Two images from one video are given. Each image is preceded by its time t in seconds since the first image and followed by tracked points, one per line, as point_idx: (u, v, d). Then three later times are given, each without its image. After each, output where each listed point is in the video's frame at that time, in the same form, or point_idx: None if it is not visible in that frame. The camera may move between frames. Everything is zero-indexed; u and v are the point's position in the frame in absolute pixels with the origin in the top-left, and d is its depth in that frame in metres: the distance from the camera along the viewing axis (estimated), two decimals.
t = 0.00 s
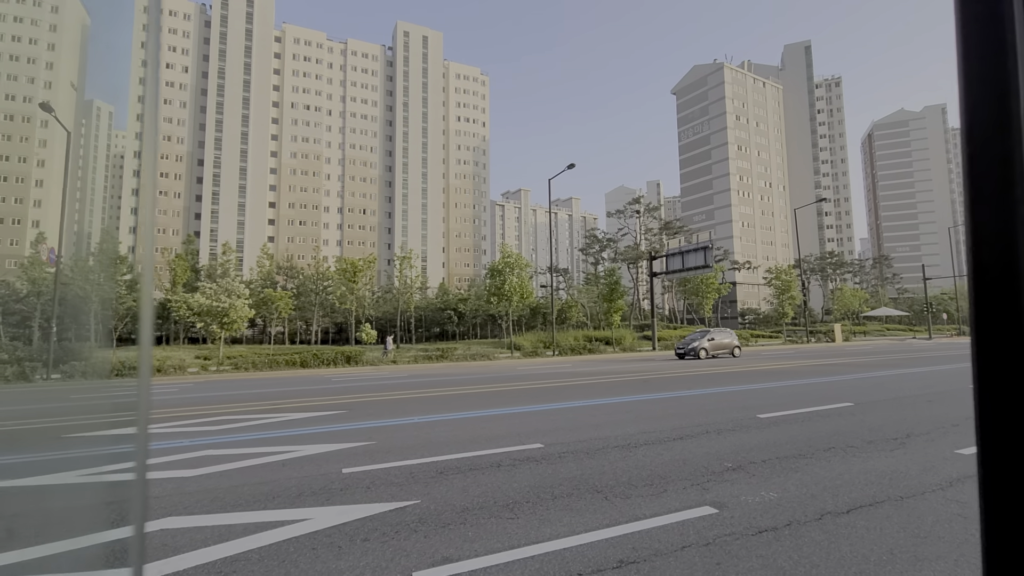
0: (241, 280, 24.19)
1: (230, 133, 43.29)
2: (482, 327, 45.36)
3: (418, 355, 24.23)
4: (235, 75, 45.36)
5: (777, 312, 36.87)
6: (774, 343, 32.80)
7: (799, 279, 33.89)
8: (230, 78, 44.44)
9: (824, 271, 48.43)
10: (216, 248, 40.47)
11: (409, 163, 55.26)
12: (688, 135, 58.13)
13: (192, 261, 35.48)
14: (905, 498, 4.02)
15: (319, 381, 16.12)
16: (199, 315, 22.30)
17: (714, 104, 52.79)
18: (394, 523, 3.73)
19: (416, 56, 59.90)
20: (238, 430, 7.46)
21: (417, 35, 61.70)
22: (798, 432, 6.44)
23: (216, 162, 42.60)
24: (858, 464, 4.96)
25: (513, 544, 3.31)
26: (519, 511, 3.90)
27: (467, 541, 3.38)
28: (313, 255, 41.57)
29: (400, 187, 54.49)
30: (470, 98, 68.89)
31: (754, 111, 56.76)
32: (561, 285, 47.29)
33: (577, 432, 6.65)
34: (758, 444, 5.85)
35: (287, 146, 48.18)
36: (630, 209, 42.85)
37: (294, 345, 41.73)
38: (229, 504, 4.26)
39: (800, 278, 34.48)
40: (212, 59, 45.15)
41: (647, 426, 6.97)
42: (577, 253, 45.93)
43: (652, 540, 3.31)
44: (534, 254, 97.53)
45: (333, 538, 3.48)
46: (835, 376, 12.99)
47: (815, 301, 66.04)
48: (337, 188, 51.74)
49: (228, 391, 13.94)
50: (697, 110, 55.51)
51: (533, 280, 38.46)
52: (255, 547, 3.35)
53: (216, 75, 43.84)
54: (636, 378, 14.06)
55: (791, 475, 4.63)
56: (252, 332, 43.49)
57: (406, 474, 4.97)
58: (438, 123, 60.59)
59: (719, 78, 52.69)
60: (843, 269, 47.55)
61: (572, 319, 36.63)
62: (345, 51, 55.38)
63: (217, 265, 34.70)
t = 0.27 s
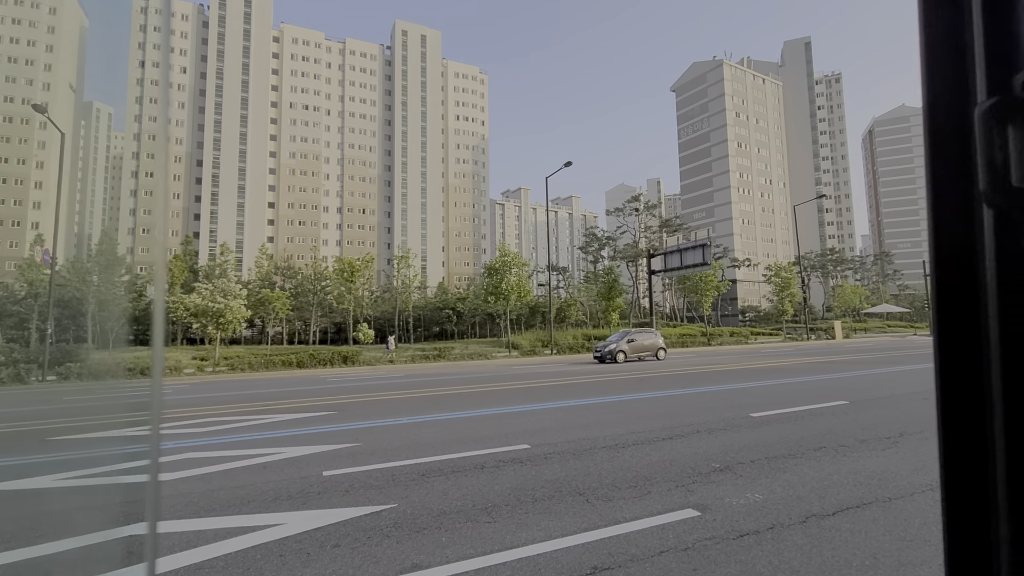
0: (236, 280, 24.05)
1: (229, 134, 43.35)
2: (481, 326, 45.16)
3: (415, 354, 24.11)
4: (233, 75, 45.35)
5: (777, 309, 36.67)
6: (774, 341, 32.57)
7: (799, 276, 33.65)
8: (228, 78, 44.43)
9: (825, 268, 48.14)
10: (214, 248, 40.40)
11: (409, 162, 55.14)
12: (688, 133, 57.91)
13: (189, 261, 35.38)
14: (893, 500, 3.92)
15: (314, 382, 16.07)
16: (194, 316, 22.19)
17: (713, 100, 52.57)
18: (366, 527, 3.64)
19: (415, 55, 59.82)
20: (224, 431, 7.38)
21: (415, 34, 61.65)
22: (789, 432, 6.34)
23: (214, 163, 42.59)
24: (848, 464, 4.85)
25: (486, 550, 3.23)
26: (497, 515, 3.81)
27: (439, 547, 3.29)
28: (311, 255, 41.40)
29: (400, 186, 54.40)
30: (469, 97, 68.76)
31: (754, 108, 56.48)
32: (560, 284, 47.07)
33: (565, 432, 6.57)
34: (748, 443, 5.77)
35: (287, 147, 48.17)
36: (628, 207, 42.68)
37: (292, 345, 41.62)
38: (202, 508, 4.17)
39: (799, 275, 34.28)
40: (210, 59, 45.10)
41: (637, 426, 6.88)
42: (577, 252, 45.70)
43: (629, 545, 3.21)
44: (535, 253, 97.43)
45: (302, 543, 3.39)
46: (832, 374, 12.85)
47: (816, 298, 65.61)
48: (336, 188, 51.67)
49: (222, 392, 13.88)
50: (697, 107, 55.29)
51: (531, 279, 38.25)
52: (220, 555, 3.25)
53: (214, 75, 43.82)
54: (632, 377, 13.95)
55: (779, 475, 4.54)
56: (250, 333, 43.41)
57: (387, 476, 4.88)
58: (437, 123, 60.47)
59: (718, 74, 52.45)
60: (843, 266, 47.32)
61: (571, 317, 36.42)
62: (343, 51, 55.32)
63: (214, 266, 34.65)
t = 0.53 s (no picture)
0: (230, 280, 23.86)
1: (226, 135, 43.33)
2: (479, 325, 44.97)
3: (411, 354, 23.98)
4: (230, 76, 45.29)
5: (777, 306, 36.51)
6: (773, 339, 32.37)
7: (798, 273, 33.41)
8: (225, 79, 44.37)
9: (825, 264, 47.82)
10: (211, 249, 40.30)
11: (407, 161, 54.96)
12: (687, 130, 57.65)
13: (186, 262, 35.27)
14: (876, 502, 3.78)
15: (307, 382, 15.99)
16: (188, 317, 22.05)
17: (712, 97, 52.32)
18: (327, 535, 3.51)
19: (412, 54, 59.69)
20: (203, 434, 7.27)
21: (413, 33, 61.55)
22: (778, 431, 6.19)
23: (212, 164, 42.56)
24: (834, 465, 4.70)
25: (447, 558, 3.10)
26: (464, 521, 3.68)
27: (398, 555, 3.16)
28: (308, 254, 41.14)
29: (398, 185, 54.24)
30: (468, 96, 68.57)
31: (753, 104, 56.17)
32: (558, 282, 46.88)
33: (548, 433, 6.43)
34: (735, 443, 5.61)
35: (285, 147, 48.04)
36: (626, 204, 42.51)
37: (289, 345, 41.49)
38: (163, 515, 4.05)
39: (798, 272, 34.05)
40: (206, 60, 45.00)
41: (623, 425, 6.74)
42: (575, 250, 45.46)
43: (596, 553, 3.08)
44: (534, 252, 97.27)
45: (257, 553, 3.27)
46: (830, 371, 12.67)
47: (818, 295, 65.26)
48: (335, 188, 51.52)
49: (213, 393, 13.81)
50: (696, 104, 55.06)
51: (528, 278, 38.05)
52: (169, 565, 3.14)
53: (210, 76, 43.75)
54: (626, 375, 13.81)
55: (762, 477, 4.39)
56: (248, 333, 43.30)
57: (360, 480, 4.76)
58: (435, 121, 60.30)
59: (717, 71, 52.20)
60: (844, 262, 47.04)
61: (568, 316, 36.22)
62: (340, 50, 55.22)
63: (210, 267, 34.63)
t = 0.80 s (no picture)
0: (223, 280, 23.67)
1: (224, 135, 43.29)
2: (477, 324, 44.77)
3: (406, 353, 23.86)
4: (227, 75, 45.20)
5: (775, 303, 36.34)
6: (772, 336, 32.17)
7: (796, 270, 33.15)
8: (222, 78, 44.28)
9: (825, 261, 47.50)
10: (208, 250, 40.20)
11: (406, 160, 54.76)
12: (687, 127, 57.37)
13: (182, 263, 35.15)
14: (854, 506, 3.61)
15: (297, 382, 15.91)
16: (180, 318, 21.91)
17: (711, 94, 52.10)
18: (276, 544, 3.38)
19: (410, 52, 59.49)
20: (177, 436, 7.15)
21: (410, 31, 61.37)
22: (762, 430, 6.03)
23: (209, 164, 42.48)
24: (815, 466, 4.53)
25: (394, 569, 2.95)
26: (421, 529, 3.54)
27: (344, 567, 3.02)
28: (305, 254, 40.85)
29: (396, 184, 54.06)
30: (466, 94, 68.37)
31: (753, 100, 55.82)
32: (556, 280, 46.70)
33: (525, 434, 6.29)
34: (715, 443, 5.45)
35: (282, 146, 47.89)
36: (624, 202, 42.28)
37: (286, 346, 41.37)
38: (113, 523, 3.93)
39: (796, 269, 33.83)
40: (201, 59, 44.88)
41: (603, 426, 6.59)
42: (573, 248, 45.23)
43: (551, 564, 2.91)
44: (533, 250, 97.08)
45: (198, 564, 3.14)
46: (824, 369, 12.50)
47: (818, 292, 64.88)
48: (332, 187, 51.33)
49: (201, 394, 13.72)
50: (695, 100, 54.80)
51: (525, 276, 37.85)
52: None
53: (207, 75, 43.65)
54: (617, 374, 13.67)
55: (738, 479, 4.22)
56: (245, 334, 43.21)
57: (323, 485, 4.62)
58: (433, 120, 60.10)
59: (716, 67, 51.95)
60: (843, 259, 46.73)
61: (566, 314, 35.99)
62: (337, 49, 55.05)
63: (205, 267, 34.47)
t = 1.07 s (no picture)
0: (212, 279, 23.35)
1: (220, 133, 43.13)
2: (473, 322, 44.40)
3: (398, 352, 23.60)
4: (222, 74, 45.00)
5: (773, 301, 36.06)
6: (769, 334, 31.84)
7: (794, 267, 32.87)
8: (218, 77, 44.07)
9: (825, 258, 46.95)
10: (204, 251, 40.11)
11: (403, 158, 54.43)
12: (686, 123, 56.87)
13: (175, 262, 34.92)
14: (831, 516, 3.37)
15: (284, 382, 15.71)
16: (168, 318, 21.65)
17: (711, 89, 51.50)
18: (208, 560, 3.17)
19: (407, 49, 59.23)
20: (144, 439, 6.96)
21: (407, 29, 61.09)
22: (745, 432, 5.80)
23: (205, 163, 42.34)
24: (795, 472, 4.29)
25: None
26: (368, 542, 3.33)
27: None
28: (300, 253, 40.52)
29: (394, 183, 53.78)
30: (464, 91, 68.04)
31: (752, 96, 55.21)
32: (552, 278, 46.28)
33: (499, 437, 6.07)
34: (695, 447, 5.21)
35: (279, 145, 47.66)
36: (621, 199, 41.89)
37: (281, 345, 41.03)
38: (48, 536, 3.73)
39: (794, 265, 33.56)
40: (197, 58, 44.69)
41: (582, 428, 6.36)
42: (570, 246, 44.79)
43: None
44: (533, 248, 96.69)
45: None
46: (818, 367, 12.24)
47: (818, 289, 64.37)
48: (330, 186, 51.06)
49: (185, 395, 13.53)
50: (695, 97, 54.25)
51: (521, 274, 37.45)
52: None
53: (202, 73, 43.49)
54: (607, 373, 13.43)
55: (711, 486, 3.99)
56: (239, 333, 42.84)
57: (278, 493, 4.41)
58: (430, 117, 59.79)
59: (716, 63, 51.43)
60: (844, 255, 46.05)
61: (562, 312, 35.63)
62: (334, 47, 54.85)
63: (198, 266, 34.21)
